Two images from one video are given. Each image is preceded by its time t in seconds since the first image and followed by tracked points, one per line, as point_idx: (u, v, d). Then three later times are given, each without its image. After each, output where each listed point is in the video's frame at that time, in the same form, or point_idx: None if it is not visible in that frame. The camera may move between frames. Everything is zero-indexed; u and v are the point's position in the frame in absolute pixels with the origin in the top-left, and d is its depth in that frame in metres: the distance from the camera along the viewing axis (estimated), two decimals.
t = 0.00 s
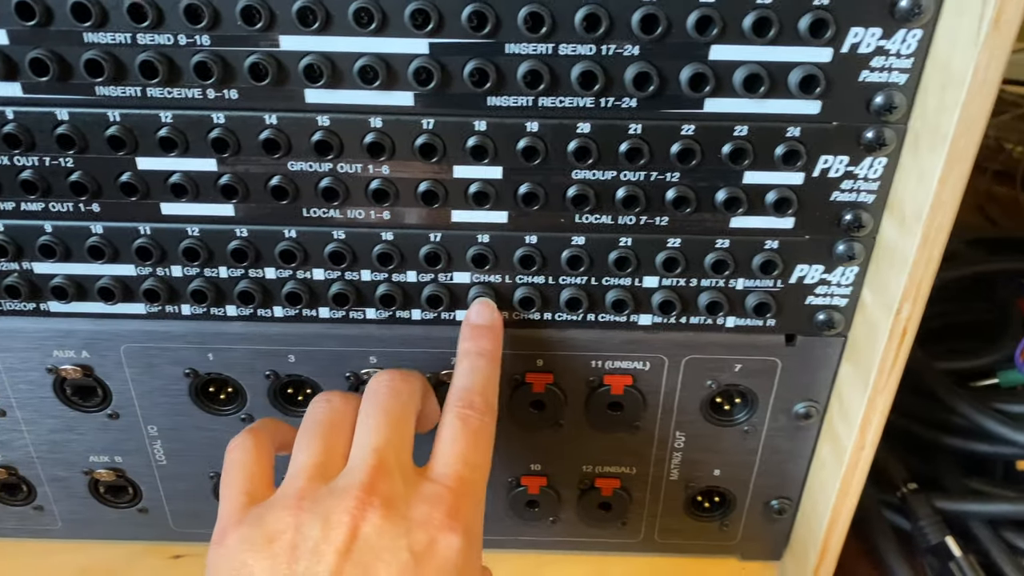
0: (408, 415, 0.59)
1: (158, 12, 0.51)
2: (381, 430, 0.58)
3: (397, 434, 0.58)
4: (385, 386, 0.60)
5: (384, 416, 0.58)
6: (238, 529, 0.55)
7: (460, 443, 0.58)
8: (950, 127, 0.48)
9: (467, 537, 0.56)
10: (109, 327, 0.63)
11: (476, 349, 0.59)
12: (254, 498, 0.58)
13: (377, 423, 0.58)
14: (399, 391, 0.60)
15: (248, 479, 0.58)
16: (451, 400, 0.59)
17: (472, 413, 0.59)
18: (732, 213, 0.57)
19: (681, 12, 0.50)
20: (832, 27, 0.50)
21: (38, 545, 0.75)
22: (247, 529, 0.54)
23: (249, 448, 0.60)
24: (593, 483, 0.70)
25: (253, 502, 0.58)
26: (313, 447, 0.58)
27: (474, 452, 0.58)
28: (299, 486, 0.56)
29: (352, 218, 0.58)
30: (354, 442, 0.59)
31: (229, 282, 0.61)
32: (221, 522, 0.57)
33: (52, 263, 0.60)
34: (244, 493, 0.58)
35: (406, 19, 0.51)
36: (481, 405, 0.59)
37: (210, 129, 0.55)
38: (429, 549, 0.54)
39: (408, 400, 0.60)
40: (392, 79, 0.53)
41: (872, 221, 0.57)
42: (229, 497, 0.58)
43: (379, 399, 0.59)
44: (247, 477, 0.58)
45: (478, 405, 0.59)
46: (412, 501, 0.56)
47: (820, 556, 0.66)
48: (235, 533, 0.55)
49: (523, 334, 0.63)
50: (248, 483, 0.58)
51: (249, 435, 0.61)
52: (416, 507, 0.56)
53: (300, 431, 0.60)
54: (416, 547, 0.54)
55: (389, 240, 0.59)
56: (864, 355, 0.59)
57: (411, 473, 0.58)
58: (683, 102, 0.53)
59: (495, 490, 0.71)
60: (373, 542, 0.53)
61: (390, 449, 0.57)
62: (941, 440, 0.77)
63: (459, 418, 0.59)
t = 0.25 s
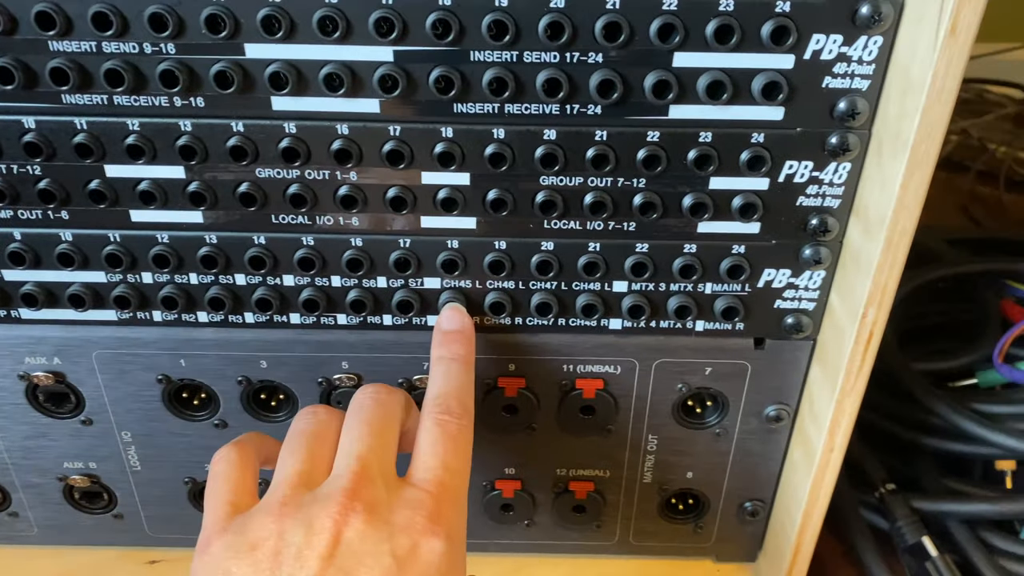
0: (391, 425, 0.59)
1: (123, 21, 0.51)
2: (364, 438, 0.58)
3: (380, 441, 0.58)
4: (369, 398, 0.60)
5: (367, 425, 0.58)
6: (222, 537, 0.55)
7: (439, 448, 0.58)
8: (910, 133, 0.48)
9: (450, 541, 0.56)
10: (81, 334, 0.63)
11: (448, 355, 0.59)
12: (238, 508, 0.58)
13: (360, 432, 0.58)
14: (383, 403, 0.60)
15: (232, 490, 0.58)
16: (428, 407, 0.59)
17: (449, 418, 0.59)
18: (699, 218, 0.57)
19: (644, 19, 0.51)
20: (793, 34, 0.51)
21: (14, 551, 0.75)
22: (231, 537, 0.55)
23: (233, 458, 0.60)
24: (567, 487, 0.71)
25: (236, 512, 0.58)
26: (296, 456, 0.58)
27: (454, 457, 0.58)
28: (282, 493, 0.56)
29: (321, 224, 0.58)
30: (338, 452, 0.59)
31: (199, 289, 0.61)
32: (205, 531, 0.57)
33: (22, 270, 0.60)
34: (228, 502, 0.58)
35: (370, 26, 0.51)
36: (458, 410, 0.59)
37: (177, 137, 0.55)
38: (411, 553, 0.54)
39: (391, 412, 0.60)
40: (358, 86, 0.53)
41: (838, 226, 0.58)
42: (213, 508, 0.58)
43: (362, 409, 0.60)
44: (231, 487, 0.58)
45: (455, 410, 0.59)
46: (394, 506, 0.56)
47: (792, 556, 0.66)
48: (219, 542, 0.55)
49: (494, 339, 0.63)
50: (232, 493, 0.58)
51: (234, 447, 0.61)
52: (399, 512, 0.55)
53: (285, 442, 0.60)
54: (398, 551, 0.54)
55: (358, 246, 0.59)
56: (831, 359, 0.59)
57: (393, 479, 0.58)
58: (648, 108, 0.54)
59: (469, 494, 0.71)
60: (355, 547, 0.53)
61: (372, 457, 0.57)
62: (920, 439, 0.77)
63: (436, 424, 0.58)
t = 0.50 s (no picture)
0: (392, 414, 0.58)
1: (109, 8, 0.50)
2: (364, 430, 0.57)
3: (381, 434, 0.57)
4: (369, 385, 0.59)
5: (367, 415, 0.57)
6: (222, 533, 0.54)
7: (440, 439, 0.57)
8: (907, 120, 0.48)
9: (454, 534, 0.55)
10: (68, 328, 0.62)
11: (442, 347, 0.59)
12: (237, 503, 0.57)
13: (360, 423, 0.57)
14: (382, 390, 0.59)
15: (231, 483, 0.58)
16: (427, 399, 0.59)
17: (447, 409, 0.58)
18: (693, 208, 0.57)
19: (638, 6, 0.50)
20: (788, 19, 0.50)
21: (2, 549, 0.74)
22: (231, 533, 0.54)
23: (230, 451, 0.59)
24: (561, 481, 0.70)
25: (236, 506, 0.57)
26: (296, 449, 0.57)
27: (455, 448, 0.57)
28: (283, 488, 0.55)
29: (311, 215, 0.58)
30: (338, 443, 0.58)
31: (188, 282, 0.60)
32: (204, 525, 0.56)
33: (8, 263, 0.59)
34: (227, 497, 0.57)
35: (360, 13, 0.50)
36: (456, 401, 0.59)
37: (165, 126, 0.54)
38: (416, 547, 0.53)
39: (392, 399, 0.59)
40: (348, 74, 0.52)
41: (834, 215, 0.57)
42: (212, 501, 0.57)
43: (362, 398, 0.58)
44: (229, 481, 0.58)
45: (453, 401, 0.58)
46: (397, 499, 0.55)
47: (789, 549, 0.65)
48: (218, 538, 0.54)
49: (488, 332, 0.63)
50: (231, 487, 0.57)
51: (230, 439, 0.60)
52: (402, 505, 0.55)
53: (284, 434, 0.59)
54: (402, 545, 0.53)
55: (349, 237, 0.58)
56: (828, 350, 0.59)
57: (394, 471, 0.57)
58: (642, 96, 0.53)
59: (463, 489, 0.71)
60: (359, 541, 0.52)
61: (373, 449, 0.56)
62: (914, 433, 0.76)
63: (435, 416, 0.58)
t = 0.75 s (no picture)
0: (402, 418, 0.57)
1: (98, 4, 0.50)
2: (374, 434, 0.56)
3: (391, 437, 0.56)
4: (378, 390, 0.59)
5: (377, 419, 0.57)
6: (233, 538, 0.53)
7: (447, 441, 0.57)
8: (906, 116, 0.48)
9: (466, 537, 0.55)
10: (58, 329, 0.62)
11: (440, 348, 0.58)
12: (248, 506, 0.57)
13: (370, 427, 0.56)
14: (391, 394, 0.58)
15: (243, 487, 0.57)
16: (429, 403, 0.58)
17: (451, 411, 0.57)
18: (691, 206, 0.56)
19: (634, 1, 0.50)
20: (786, 15, 0.50)
21: None
22: (241, 537, 0.53)
23: (243, 453, 0.58)
24: (558, 482, 0.69)
25: (247, 510, 0.56)
26: (309, 453, 0.57)
27: (464, 451, 0.57)
28: (294, 492, 0.55)
29: (304, 214, 0.57)
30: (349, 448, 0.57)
31: (180, 282, 0.59)
32: (214, 529, 0.55)
33: None
34: (238, 500, 0.57)
35: (353, 9, 0.50)
36: (459, 403, 0.58)
37: (155, 125, 0.53)
38: (428, 551, 0.53)
39: (402, 404, 0.58)
40: (341, 71, 0.52)
41: (832, 213, 0.57)
42: (223, 505, 0.57)
43: (372, 402, 0.58)
44: (242, 485, 0.57)
45: (456, 403, 0.58)
46: (408, 502, 0.54)
47: (787, 549, 0.65)
48: (228, 543, 0.53)
49: (483, 331, 0.62)
50: (243, 490, 0.57)
51: (245, 440, 0.59)
52: (413, 509, 0.54)
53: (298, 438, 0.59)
54: (414, 549, 0.52)
55: (343, 237, 0.58)
56: (826, 349, 0.58)
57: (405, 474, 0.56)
58: (639, 93, 0.53)
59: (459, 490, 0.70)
60: (371, 546, 0.52)
61: (384, 453, 0.56)
62: (911, 433, 0.76)
63: (439, 419, 0.57)
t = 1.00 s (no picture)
0: (399, 424, 0.57)
1: None
2: (370, 440, 0.56)
3: (387, 443, 0.56)
4: (374, 395, 0.58)
5: (373, 425, 0.56)
6: (226, 545, 0.52)
7: (442, 444, 0.56)
8: (901, 112, 0.47)
9: (462, 546, 0.54)
10: (43, 329, 0.61)
11: (444, 343, 0.57)
12: (240, 513, 0.56)
13: (366, 433, 0.56)
14: (388, 400, 0.58)
15: (235, 493, 0.56)
16: (428, 401, 0.56)
17: (451, 411, 0.56)
18: (684, 203, 0.56)
19: None
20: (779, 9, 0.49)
21: None
22: (234, 544, 0.52)
23: (235, 459, 0.57)
24: (551, 483, 0.69)
25: (240, 517, 0.55)
26: (304, 459, 0.56)
27: (459, 454, 0.56)
28: (289, 498, 0.54)
29: (292, 212, 0.56)
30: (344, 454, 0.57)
31: (168, 281, 0.59)
32: (206, 536, 0.54)
33: None
34: (230, 507, 0.55)
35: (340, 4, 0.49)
36: (459, 403, 0.56)
37: (141, 122, 0.53)
38: (423, 560, 0.52)
39: (398, 410, 0.58)
40: (329, 66, 0.51)
41: (827, 210, 0.56)
42: (215, 512, 0.56)
43: (368, 408, 0.57)
44: (233, 491, 0.56)
45: (456, 402, 0.56)
46: (404, 510, 0.54)
47: (783, 549, 0.64)
48: (221, 551, 0.52)
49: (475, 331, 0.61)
50: (235, 497, 0.56)
51: (236, 446, 0.58)
52: (409, 517, 0.54)
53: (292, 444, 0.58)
54: (409, 559, 0.52)
55: (332, 235, 0.57)
56: (821, 348, 0.58)
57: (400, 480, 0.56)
58: (631, 88, 0.52)
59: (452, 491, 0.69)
60: (366, 555, 0.51)
61: (380, 459, 0.55)
62: (907, 431, 0.75)
63: (437, 419, 0.56)
